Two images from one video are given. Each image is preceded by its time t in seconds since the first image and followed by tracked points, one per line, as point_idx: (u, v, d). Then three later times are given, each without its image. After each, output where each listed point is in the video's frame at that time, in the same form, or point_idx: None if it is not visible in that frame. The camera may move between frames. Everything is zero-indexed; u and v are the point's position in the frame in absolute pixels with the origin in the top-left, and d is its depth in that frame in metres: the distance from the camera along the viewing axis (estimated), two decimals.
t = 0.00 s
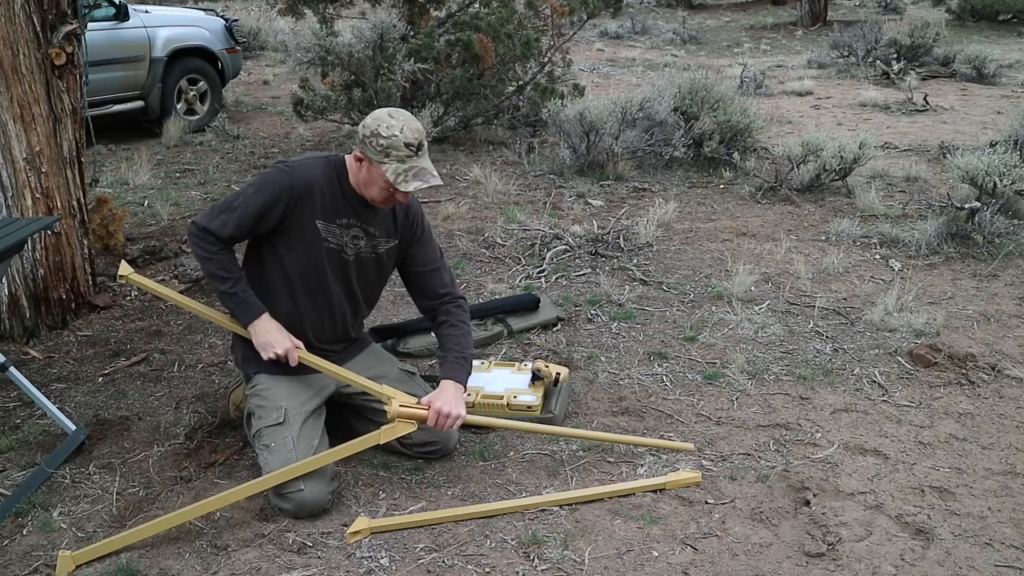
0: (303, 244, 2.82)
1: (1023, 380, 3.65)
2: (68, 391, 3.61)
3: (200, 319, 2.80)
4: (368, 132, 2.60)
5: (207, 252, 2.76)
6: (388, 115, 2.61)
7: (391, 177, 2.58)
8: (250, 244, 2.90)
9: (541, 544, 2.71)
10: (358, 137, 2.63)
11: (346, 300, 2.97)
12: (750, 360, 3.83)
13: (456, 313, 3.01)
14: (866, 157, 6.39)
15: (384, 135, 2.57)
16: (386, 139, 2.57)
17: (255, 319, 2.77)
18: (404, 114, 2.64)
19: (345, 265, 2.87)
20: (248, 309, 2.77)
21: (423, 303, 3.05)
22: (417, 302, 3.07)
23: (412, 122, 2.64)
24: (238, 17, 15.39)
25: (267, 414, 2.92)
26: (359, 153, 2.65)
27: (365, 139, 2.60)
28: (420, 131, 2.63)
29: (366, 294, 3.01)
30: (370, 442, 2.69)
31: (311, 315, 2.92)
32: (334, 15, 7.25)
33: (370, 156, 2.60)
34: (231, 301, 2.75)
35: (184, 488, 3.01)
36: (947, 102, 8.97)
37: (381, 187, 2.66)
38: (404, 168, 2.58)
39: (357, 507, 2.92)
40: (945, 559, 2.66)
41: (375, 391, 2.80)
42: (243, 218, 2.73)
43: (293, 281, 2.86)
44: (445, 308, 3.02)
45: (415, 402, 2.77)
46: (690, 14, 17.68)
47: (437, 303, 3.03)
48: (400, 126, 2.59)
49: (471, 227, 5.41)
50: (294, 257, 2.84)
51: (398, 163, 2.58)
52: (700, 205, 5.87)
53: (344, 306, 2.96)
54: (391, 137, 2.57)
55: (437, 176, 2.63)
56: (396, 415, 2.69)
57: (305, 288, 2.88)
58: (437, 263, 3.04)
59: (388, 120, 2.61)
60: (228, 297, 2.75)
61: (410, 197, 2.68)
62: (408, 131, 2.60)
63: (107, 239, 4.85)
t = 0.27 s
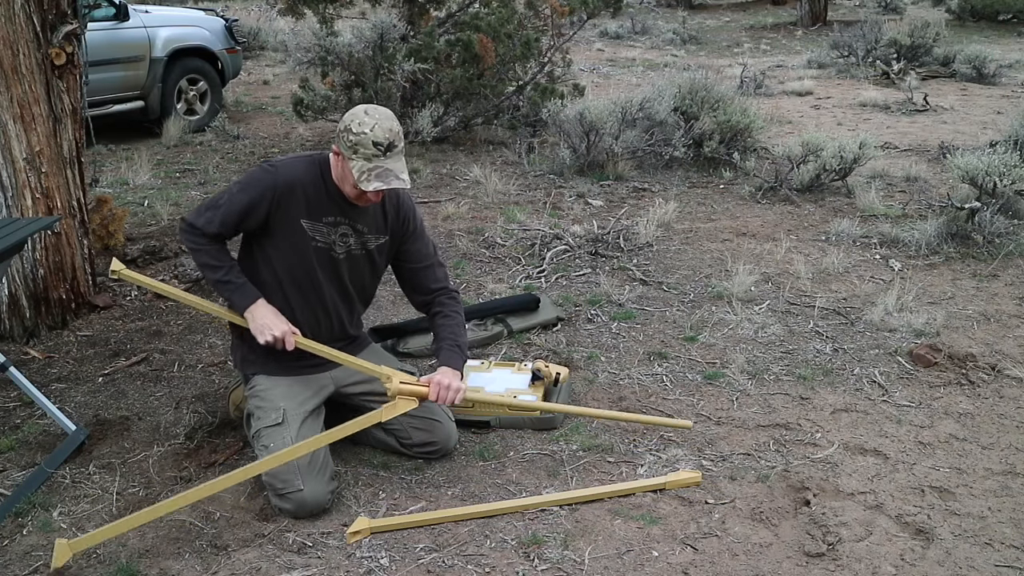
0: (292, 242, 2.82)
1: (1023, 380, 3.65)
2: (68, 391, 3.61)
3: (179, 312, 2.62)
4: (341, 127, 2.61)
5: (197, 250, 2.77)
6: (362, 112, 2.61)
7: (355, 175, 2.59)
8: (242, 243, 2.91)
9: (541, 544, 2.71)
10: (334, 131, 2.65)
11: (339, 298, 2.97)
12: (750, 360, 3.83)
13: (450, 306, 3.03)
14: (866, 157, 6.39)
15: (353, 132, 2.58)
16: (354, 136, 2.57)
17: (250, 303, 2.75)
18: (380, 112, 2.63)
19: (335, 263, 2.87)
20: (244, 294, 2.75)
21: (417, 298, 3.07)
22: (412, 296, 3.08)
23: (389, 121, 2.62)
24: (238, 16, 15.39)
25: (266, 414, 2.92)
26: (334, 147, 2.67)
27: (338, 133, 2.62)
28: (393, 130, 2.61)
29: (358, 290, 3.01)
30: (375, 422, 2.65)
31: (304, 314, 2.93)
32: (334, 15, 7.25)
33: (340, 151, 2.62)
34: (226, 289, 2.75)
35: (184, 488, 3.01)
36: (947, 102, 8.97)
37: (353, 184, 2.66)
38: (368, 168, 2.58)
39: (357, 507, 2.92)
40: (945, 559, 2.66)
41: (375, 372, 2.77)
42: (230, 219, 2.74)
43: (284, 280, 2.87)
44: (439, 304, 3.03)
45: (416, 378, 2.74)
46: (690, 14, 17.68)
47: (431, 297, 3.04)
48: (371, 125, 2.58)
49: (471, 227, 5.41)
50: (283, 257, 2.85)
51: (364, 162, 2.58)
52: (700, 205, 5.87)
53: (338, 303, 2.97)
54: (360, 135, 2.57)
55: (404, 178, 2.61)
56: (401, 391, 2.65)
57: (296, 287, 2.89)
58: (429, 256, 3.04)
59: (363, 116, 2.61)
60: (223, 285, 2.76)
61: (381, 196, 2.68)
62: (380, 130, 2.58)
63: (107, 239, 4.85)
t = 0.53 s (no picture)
0: (292, 249, 2.82)
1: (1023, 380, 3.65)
2: (68, 391, 3.61)
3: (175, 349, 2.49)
4: (338, 131, 2.60)
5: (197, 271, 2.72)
6: (358, 113, 2.61)
7: (360, 176, 2.58)
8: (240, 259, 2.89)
9: (541, 544, 2.71)
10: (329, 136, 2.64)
11: (337, 302, 2.98)
12: (750, 360, 3.83)
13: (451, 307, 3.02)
14: (866, 157, 6.39)
15: (353, 134, 2.58)
16: (355, 137, 2.57)
17: (251, 328, 2.65)
18: (375, 111, 2.64)
19: (333, 267, 2.88)
20: (245, 319, 2.66)
21: (420, 301, 3.06)
22: (414, 300, 3.07)
23: (385, 120, 2.63)
24: (239, 16, 15.39)
25: (263, 415, 2.92)
26: (332, 153, 2.66)
27: (335, 137, 2.61)
28: (391, 129, 2.62)
29: (357, 294, 3.03)
30: (410, 404, 2.56)
31: (303, 320, 2.92)
32: (334, 15, 7.25)
33: (341, 155, 2.61)
34: (227, 314, 2.66)
35: (184, 488, 3.01)
36: (947, 102, 8.97)
37: (355, 187, 2.66)
38: (373, 167, 2.57)
39: (357, 507, 2.92)
40: (945, 559, 2.66)
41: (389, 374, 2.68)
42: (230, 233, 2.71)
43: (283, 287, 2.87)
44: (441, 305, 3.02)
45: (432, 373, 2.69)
46: (690, 14, 17.68)
47: (433, 299, 3.03)
48: (370, 125, 2.59)
49: (471, 227, 5.41)
50: (281, 264, 2.85)
51: (368, 161, 2.58)
52: (700, 205, 5.87)
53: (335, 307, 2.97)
54: (360, 135, 2.57)
55: (408, 174, 2.62)
56: (424, 377, 2.61)
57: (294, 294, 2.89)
58: (428, 259, 3.05)
59: (360, 118, 2.61)
60: (225, 310, 2.68)
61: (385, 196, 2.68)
62: (378, 128, 2.59)
63: (107, 239, 4.85)
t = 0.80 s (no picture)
0: (298, 272, 2.77)
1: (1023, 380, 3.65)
2: (68, 391, 3.61)
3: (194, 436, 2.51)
4: (352, 143, 2.50)
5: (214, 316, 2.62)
6: (366, 124, 2.53)
7: (387, 186, 2.50)
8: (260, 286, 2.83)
9: (541, 544, 2.71)
10: (340, 149, 2.53)
11: (338, 312, 2.96)
12: (750, 360, 3.83)
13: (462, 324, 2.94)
14: (866, 157, 6.39)
15: (369, 144, 2.49)
16: (373, 147, 2.49)
17: (270, 399, 2.61)
18: (382, 119, 2.57)
19: (338, 283, 2.84)
20: (264, 388, 2.62)
21: (424, 317, 2.96)
22: (419, 315, 2.99)
23: (391, 126, 2.57)
24: (239, 16, 15.39)
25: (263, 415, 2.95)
26: (344, 167, 2.55)
27: (349, 150, 2.50)
28: (400, 134, 2.57)
29: (360, 302, 3.00)
30: (449, 448, 2.55)
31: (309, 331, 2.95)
32: (334, 15, 7.25)
33: (358, 167, 2.51)
34: (248, 382, 2.61)
35: (184, 488, 3.02)
36: (947, 102, 8.97)
37: (374, 198, 2.58)
38: (398, 174, 2.50)
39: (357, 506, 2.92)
40: (945, 559, 2.66)
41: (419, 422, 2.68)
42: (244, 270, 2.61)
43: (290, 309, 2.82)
44: (447, 321, 2.94)
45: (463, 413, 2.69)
46: (690, 14, 17.68)
47: (440, 315, 2.94)
48: (382, 132, 2.52)
49: (471, 227, 5.41)
50: (286, 283, 2.80)
51: (390, 169, 2.50)
52: (700, 205, 5.87)
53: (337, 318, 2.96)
54: (379, 144, 2.49)
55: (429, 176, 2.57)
56: (458, 421, 2.60)
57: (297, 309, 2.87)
58: (433, 267, 2.97)
59: (368, 128, 2.53)
60: (244, 377, 2.62)
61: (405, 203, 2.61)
62: (392, 134, 2.53)
63: (107, 239, 4.85)
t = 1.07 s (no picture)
0: (302, 294, 2.72)
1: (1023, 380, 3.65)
2: (68, 392, 3.61)
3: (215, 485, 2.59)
4: (377, 175, 2.38)
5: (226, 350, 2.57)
6: (388, 156, 2.41)
7: (417, 218, 2.40)
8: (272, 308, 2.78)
9: (541, 544, 2.71)
10: (362, 183, 2.41)
11: (337, 324, 2.94)
12: (750, 360, 3.83)
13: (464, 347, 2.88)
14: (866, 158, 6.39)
15: (396, 177, 2.38)
16: (400, 180, 2.38)
17: (275, 452, 2.59)
18: (403, 148, 2.46)
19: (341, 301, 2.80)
20: (272, 439, 2.59)
21: (424, 337, 2.90)
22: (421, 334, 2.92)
23: (410, 156, 2.47)
24: (239, 16, 15.40)
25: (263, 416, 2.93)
26: (364, 199, 2.44)
27: (373, 184, 2.39)
28: (419, 162, 2.47)
29: (361, 315, 2.96)
30: (459, 487, 2.59)
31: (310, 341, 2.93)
32: (334, 15, 7.25)
33: (383, 200, 2.40)
34: (256, 431, 2.59)
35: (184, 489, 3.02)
36: (947, 102, 8.97)
37: (396, 227, 2.48)
38: (425, 205, 2.41)
39: (357, 507, 2.92)
40: (945, 559, 2.66)
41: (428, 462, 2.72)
42: (253, 304, 2.54)
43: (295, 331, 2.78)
44: (450, 343, 2.88)
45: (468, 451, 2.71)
46: (690, 14, 17.69)
47: (441, 336, 2.88)
48: (406, 163, 2.41)
49: (471, 227, 5.41)
50: (289, 303, 2.75)
51: (417, 201, 2.40)
52: (700, 205, 5.87)
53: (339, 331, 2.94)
54: (406, 176, 2.39)
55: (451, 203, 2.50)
56: (463, 460, 2.63)
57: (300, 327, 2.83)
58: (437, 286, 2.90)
59: (390, 159, 2.41)
60: (254, 426, 2.59)
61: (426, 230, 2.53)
62: (416, 165, 2.43)
63: (107, 239, 4.85)
